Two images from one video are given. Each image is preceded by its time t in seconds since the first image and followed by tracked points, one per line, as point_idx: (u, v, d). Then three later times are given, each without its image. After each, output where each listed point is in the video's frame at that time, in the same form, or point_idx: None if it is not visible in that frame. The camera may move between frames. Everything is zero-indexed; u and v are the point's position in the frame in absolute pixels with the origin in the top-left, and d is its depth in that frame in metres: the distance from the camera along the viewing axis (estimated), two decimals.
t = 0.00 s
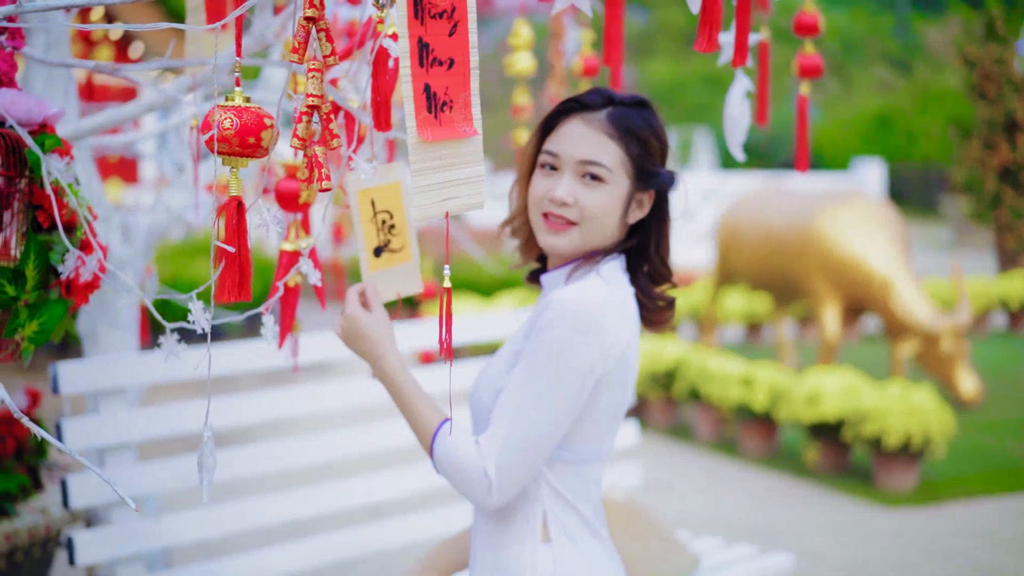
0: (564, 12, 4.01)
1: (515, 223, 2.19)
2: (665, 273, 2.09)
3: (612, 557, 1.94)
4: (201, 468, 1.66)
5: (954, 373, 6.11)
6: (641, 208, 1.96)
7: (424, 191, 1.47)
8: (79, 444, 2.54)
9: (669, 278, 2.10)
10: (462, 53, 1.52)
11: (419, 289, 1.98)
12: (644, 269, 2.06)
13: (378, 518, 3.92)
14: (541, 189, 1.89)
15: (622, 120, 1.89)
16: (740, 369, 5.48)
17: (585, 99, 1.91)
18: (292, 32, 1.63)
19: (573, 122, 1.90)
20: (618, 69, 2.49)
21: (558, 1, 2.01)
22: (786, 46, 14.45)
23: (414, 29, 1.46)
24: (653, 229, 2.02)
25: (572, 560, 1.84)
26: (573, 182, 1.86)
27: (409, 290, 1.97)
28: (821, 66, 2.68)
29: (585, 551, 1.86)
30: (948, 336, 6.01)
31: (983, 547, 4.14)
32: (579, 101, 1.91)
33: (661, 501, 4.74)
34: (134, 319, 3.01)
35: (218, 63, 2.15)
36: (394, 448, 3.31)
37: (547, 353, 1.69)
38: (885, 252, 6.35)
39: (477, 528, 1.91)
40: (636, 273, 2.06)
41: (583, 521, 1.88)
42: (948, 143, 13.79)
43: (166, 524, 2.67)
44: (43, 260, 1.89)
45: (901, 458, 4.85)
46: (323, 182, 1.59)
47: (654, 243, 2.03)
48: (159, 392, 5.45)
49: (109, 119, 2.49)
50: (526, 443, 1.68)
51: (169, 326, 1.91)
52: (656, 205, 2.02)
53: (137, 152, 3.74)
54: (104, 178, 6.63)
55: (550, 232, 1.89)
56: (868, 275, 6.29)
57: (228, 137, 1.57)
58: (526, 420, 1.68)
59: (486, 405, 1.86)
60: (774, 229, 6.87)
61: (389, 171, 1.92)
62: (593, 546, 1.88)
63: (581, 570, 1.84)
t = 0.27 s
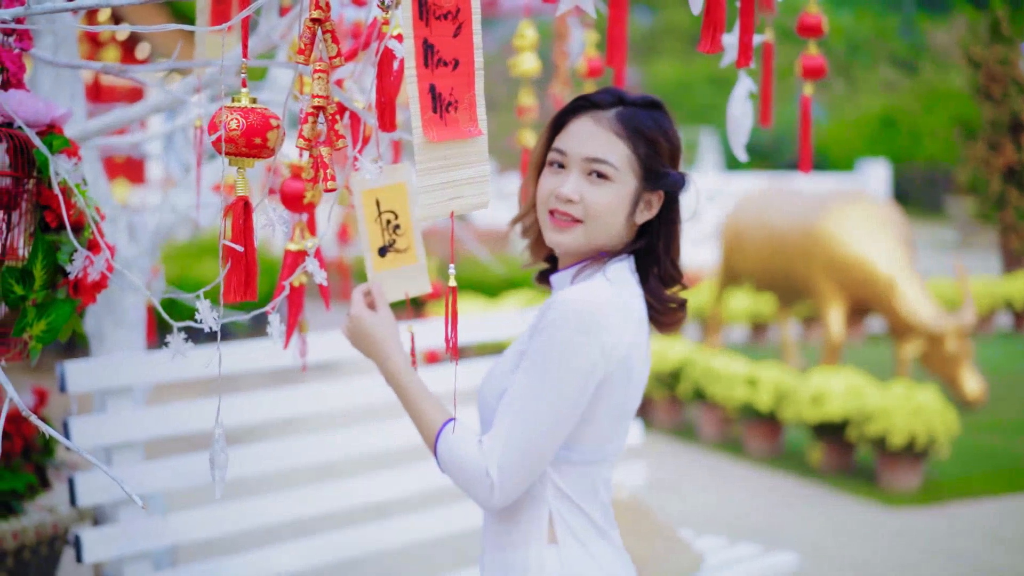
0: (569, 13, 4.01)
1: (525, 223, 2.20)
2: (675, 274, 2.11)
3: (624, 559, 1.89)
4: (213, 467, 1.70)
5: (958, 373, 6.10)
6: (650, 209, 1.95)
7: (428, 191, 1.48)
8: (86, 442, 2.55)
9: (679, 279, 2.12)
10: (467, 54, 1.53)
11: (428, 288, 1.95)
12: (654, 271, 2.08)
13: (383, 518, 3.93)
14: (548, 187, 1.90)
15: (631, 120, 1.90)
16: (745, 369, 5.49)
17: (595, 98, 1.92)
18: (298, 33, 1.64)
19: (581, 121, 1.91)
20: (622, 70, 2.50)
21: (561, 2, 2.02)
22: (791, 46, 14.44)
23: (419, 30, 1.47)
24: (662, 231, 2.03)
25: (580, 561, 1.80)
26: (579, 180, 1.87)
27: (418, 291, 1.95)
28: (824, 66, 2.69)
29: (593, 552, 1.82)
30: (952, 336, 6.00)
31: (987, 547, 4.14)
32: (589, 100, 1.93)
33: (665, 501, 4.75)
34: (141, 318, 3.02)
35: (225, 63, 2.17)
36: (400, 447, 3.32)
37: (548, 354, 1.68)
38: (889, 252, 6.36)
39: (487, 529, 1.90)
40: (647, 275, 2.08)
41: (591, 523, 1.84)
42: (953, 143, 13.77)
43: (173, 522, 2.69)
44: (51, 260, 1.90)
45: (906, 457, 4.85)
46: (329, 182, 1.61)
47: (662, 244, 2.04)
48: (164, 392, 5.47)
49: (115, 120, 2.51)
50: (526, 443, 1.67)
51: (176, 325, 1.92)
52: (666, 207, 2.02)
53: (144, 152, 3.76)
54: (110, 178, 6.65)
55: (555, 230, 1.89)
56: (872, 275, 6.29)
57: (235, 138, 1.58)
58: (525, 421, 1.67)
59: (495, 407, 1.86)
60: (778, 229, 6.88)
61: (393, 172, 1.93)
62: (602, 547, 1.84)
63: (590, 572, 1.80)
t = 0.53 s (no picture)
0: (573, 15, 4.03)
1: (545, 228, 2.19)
2: (689, 274, 2.05)
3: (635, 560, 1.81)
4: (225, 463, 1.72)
5: (961, 373, 6.07)
6: (653, 208, 1.89)
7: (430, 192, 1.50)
8: (91, 441, 2.57)
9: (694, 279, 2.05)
10: (472, 55, 1.54)
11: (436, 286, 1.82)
12: (668, 275, 2.02)
13: (387, 517, 3.94)
14: (548, 183, 1.88)
15: (630, 115, 1.87)
16: (748, 369, 5.50)
17: (597, 96, 1.90)
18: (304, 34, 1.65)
19: (582, 117, 1.89)
20: (625, 70, 2.51)
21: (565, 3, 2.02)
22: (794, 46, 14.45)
23: (424, 31, 1.48)
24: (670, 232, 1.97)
25: (587, 564, 1.72)
26: (575, 175, 1.85)
27: (424, 288, 1.82)
28: (827, 67, 2.70)
29: (601, 554, 1.74)
30: (955, 336, 5.97)
31: (989, 546, 4.15)
32: (591, 97, 1.91)
33: (668, 500, 4.76)
34: (147, 318, 3.04)
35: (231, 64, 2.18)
36: (402, 447, 3.33)
37: (554, 352, 1.63)
38: (892, 252, 6.36)
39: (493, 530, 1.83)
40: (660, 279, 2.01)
41: (599, 524, 1.75)
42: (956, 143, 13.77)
43: (179, 519, 2.70)
44: (57, 259, 1.91)
45: (909, 457, 4.85)
46: (334, 182, 1.63)
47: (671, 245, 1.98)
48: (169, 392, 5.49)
49: (121, 120, 2.52)
50: (531, 442, 1.62)
51: (182, 325, 1.93)
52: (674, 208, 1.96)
53: (149, 153, 3.78)
54: (116, 178, 6.68)
55: (553, 226, 1.86)
56: (876, 275, 6.29)
57: (241, 138, 1.59)
58: (529, 418, 1.62)
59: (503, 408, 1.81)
60: (781, 230, 6.89)
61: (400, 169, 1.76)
62: (611, 549, 1.75)
63: None
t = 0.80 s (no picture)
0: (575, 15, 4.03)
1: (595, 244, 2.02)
2: (699, 281, 1.72)
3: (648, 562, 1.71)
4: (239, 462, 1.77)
5: (963, 373, 6.08)
6: (639, 203, 1.67)
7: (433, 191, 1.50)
8: (97, 439, 2.59)
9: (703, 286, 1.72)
10: (476, 57, 1.55)
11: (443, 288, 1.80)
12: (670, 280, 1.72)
13: (390, 516, 3.95)
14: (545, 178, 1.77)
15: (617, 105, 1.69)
16: (751, 369, 5.50)
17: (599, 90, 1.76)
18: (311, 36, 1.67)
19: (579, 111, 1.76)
20: (628, 72, 2.51)
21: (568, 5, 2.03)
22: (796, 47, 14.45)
23: (429, 33, 1.50)
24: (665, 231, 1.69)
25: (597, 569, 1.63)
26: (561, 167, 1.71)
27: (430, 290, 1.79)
28: (829, 68, 2.70)
29: (611, 557, 1.64)
30: (957, 336, 5.99)
31: (990, 546, 4.15)
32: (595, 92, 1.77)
33: (670, 500, 4.77)
34: (152, 317, 3.05)
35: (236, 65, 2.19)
36: (403, 446, 3.33)
37: (556, 349, 1.55)
38: (894, 252, 6.37)
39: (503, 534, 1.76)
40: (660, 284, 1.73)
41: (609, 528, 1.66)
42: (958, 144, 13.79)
43: (184, 518, 2.72)
44: (64, 258, 1.92)
45: (911, 456, 4.86)
46: (341, 182, 1.65)
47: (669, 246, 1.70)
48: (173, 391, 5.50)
49: (126, 121, 2.54)
50: (532, 442, 1.54)
51: (187, 324, 1.94)
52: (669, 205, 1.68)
53: (153, 153, 3.79)
54: (120, 177, 6.71)
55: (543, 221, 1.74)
56: (878, 275, 6.29)
57: (248, 139, 1.61)
58: (529, 418, 1.54)
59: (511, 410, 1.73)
60: (783, 230, 6.90)
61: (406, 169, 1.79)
62: (622, 552, 1.66)
63: None
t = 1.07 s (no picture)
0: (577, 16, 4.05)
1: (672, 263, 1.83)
2: (670, 278, 1.53)
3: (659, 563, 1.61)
4: (248, 460, 1.83)
5: (963, 373, 6.09)
6: (608, 193, 1.54)
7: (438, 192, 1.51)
8: (102, 439, 2.59)
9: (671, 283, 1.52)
10: (480, 58, 1.56)
11: (450, 287, 1.78)
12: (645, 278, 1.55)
13: (392, 515, 3.96)
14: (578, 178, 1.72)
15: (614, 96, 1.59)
16: (751, 369, 5.51)
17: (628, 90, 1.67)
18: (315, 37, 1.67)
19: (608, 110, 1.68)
20: (630, 72, 2.52)
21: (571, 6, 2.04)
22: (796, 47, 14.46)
23: (432, 35, 1.51)
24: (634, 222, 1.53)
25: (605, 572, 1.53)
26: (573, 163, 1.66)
27: (439, 290, 1.78)
28: (830, 69, 2.71)
29: (618, 558, 1.54)
30: (958, 336, 5.99)
31: (991, 546, 4.16)
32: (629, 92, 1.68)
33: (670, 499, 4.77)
34: (154, 318, 3.06)
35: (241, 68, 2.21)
36: (403, 446, 3.34)
37: (554, 345, 1.46)
38: (895, 252, 6.37)
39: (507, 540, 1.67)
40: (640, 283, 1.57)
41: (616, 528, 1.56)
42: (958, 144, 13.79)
43: (188, 518, 2.72)
44: (69, 258, 1.93)
45: (912, 456, 4.86)
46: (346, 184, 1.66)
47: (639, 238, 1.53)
48: (175, 391, 5.52)
49: (129, 122, 2.56)
50: (531, 443, 1.45)
51: (191, 324, 1.95)
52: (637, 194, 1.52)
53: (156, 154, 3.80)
54: (122, 178, 6.73)
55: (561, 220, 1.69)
56: (879, 275, 6.30)
57: (252, 141, 1.62)
58: (530, 415, 1.45)
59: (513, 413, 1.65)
60: (783, 230, 6.91)
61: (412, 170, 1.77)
62: (631, 554, 1.56)
63: None
